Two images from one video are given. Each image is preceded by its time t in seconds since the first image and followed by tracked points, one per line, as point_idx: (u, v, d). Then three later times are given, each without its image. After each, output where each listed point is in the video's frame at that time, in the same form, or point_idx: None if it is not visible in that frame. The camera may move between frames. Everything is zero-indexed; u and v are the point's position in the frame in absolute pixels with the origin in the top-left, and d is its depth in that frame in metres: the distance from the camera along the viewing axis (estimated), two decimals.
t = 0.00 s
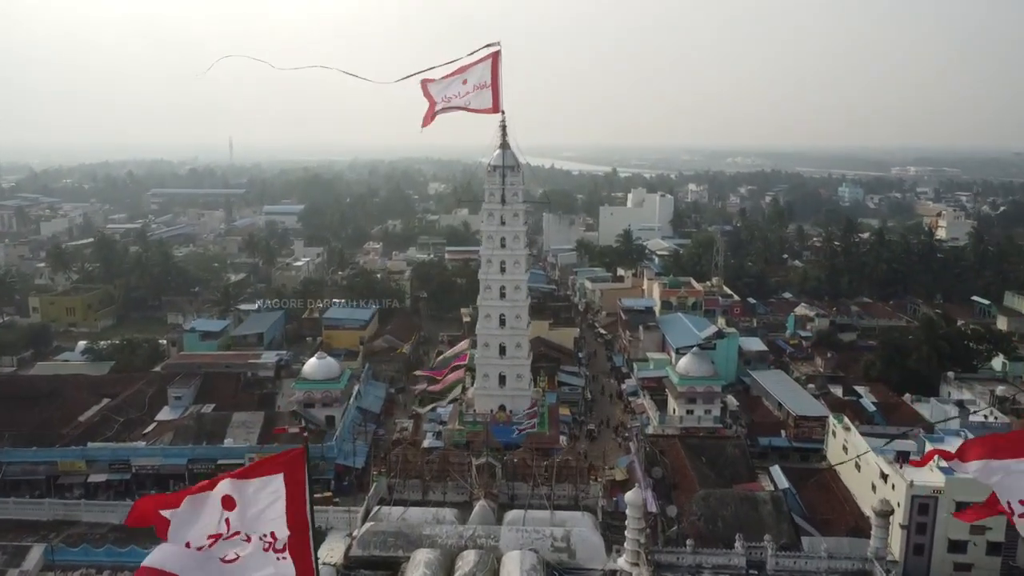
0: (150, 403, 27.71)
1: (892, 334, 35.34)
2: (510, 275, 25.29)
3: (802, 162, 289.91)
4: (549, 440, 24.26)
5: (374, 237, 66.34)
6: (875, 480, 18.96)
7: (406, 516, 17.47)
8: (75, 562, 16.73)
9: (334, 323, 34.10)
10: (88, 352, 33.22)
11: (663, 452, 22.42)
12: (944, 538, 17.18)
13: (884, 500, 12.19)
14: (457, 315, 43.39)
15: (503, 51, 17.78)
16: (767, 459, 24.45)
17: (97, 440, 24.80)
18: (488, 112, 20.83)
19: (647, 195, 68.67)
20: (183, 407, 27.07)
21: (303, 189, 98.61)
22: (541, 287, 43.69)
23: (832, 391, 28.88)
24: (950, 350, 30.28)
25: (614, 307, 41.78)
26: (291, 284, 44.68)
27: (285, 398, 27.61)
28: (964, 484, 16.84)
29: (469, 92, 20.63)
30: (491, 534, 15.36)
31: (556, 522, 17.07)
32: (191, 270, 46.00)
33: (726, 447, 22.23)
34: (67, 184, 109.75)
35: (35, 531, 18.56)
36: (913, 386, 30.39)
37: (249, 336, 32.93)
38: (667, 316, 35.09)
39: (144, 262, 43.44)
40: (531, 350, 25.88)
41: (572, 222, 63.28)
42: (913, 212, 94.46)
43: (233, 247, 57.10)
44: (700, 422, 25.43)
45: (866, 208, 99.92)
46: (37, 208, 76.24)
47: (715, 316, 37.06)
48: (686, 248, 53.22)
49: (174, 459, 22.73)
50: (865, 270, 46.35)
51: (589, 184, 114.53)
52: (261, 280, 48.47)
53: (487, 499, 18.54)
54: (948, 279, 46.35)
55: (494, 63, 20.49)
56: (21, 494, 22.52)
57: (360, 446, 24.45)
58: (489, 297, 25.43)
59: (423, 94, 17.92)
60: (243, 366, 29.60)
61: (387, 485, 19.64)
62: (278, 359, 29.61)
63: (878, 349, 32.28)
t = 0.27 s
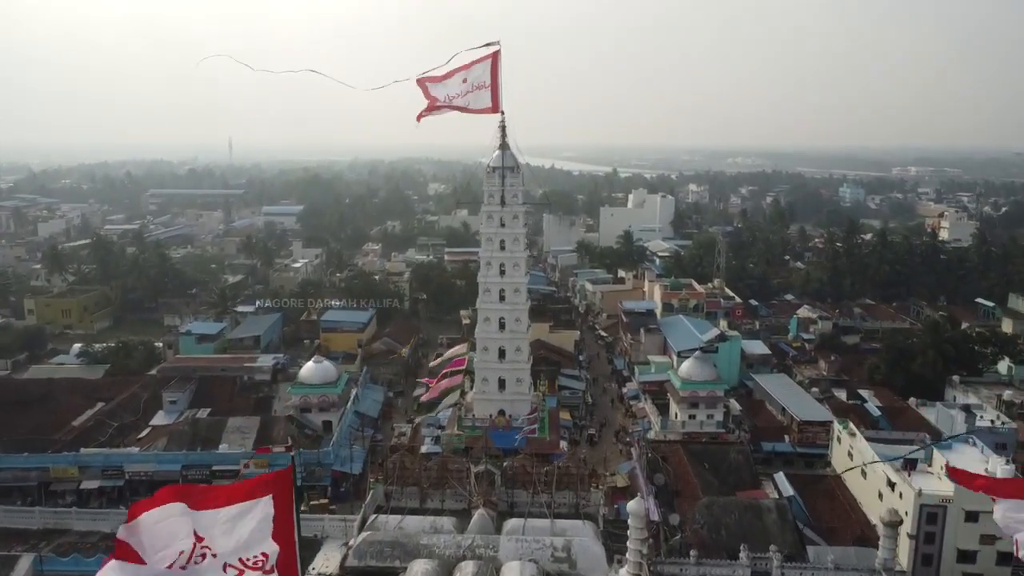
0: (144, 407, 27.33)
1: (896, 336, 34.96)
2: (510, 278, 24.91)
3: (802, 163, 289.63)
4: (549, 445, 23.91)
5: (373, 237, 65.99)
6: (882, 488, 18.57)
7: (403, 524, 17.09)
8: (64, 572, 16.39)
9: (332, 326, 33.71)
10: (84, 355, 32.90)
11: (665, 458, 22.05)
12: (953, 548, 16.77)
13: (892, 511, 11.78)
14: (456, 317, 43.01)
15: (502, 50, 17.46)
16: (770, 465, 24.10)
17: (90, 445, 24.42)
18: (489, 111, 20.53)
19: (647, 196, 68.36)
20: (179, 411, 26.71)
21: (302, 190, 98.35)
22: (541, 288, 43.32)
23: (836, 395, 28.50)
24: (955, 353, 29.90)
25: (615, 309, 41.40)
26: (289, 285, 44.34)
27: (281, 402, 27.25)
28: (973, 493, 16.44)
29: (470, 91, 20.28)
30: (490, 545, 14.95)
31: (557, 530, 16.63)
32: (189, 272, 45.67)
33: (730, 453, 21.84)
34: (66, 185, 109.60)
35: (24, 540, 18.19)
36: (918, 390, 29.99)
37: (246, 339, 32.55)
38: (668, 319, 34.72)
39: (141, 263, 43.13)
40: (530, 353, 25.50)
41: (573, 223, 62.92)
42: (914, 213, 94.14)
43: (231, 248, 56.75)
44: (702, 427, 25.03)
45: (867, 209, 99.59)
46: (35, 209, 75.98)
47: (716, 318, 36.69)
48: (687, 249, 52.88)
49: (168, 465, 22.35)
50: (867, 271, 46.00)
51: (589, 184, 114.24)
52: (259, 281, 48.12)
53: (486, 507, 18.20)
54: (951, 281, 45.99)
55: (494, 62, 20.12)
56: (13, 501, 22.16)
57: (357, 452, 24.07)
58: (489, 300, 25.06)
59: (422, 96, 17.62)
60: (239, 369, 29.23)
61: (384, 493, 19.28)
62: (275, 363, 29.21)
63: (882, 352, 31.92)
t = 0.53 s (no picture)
0: (139, 410, 26.96)
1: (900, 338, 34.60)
2: (510, 280, 24.54)
3: (803, 163, 289.25)
4: (549, 449, 23.58)
5: (372, 237, 65.58)
6: (890, 495, 18.22)
7: (400, 532, 16.69)
8: None
9: (330, 327, 33.36)
10: (79, 357, 32.54)
11: (667, 462, 21.70)
12: (962, 557, 16.44)
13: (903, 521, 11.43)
14: (456, 318, 42.63)
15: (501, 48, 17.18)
16: (774, 470, 23.75)
17: (83, 449, 24.05)
18: (488, 111, 20.18)
19: (648, 196, 67.97)
20: (174, 414, 26.37)
21: (302, 190, 97.94)
22: (541, 289, 42.96)
23: (839, 398, 28.14)
24: (960, 356, 29.53)
25: (615, 310, 41.02)
26: (286, 286, 43.96)
27: (278, 405, 26.89)
28: (983, 500, 16.14)
29: (470, 90, 19.94)
30: (489, 553, 14.59)
31: (557, 539, 16.20)
32: (186, 272, 45.29)
33: (733, 458, 21.48)
34: (65, 185, 109.15)
35: (14, 547, 17.85)
36: (922, 393, 29.64)
37: (242, 341, 32.17)
38: (669, 321, 34.36)
39: (137, 264, 42.76)
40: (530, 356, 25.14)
41: (573, 223, 62.55)
42: (916, 213, 93.73)
43: (229, 248, 56.36)
44: (705, 430, 24.64)
45: (868, 209, 99.19)
46: (33, 208, 75.56)
47: (718, 320, 36.30)
48: (688, 249, 52.47)
49: (162, 470, 22.02)
50: (870, 272, 45.63)
51: (590, 184, 113.81)
52: (257, 282, 47.73)
53: (485, 514, 17.96)
54: (954, 282, 45.63)
55: (494, 61, 19.76)
56: (4, 507, 21.78)
57: (353, 456, 23.69)
58: (488, 302, 24.69)
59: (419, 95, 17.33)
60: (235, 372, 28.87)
61: (381, 499, 18.94)
62: (272, 365, 28.87)
63: (886, 354, 31.54)
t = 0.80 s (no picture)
0: (133, 414, 26.56)
1: (903, 341, 34.24)
2: (509, 282, 24.16)
3: (803, 163, 288.93)
4: (549, 455, 23.17)
5: (371, 238, 65.20)
6: (897, 503, 17.87)
7: (396, 541, 16.29)
8: None
9: (327, 330, 32.99)
10: (73, 359, 32.17)
11: (669, 468, 21.30)
12: (972, 567, 16.13)
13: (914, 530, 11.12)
14: (455, 320, 42.24)
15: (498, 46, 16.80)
16: (778, 475, 23.37)
17: (76, 455, 23.66)
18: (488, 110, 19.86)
19: (649, 196, 67.56)
20: (168, 418, 26.00)
21: (301, 190, 97.54)
22: (541, 291, 42.57)
23: (843, 402, 27.77)
24: (966, 359, 29.16)
25: (616, 312, 40.64)
26: (284, 288, 43.56)
27: (274, 409, 26.51)
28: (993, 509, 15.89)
29: (468, 89, 19.65)
30: (488, 563, 14.32)
31: (557, 548, 15.79)
32: (183, 274, 44.92)
33: (736, 464, 21.09)
34: (63, 185, 108.72)
35: (2, 556, 17.46)
36: (927, 396, 29.26)
37: (238, 343, 31.78)
38: (670, 323, 33.98)
39: (134, 265, 42.36)
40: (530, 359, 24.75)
41: (573, 224, 62.15)
42: (918, 213, 93.33)
43: (226, 249, 55.97)
44: (708, 435, 24.24)
45: (870, 209, 98.85)
46: (30, 209, 75.15)
47: (720, 322, 35.90)
48: (689, 250, 52.08)
49: (155, 475, 21.63)
50: (873, 273, 45.26)
51: (590, 185, 113.41)
52: (254, 283, 47.34)
53: (484, 522, 17.47)
54: (957, 283, 45.28)
55: (494, 59, 19.44)
56: None
57: (350, 461, 23.31)
58: (487, 305, 24.31)
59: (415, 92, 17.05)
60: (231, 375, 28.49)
61: (378, 506, 18.56)
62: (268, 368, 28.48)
63: (890, 357, 31.16)
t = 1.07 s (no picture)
0: (129, 416, 26.28)
1: (906, 342, 33.98)
2: (509, 283, 23.90)
3: (804, 163, 288.77)
4: (549, 458, 22.91)
5: (371, 238, 64.91)
6: (902, 508, 17.63)
7: (394, 547, 16.04)
8: None
9: (325, 331, 32.73)
10: (69, 360, 31.91)
11: (670, 472, 21.01)
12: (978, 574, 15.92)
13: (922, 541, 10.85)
14: (454, 321, 41.96)
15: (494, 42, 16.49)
16: (780, 479, 23.11)
17: (70, 457, 23.38)
18: (486, 109, 19.56)
19: (649, 196, 67.29)
20: (164, 421, 25.75)
21: (300, 190, 97.23)
22: (541, 291, 42.29)
23: (846, 404, 27.52)
24: (970, 361, 28.91)
25: (616, 313, 40.37)
26: (283, 288, 43.29)
27: (271, 412, 26.25)
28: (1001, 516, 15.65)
29: (466, 88, 19.36)
30: (486, 570, 14.01)
31: (557, 554, 15.55)
32: (181, 274, 44.65)
33: (738, 468, 20.83)
34: (62, 185, 108.36)
35: None
36: (930, 398, 29.00)
37: (236, 344, 31.51)
38: (671, 324, 33.71)
39: (131, 265, 42.08)
40: (529, 361, 24.49)
41: (573, 223, 61.85)
42: (918, 213, 93.13)
43: (224, 249, 55.67)
44: (709, 438, 23.97)
45: (870, 209, 98.61)
46: (28, 209, 74.81)
47: (721, 323, 35.63)
48: (689, 250, 51.81)
49: (151, 479, 21.40)
50: (874, 274, 45.02)
51: (590, 184, 113.21)
52: (253, 284, 47.04)
53: (482, 528, 17.21)
54: (959, 284, 45.04)
55: (493, 58, 19.17)
56: None
57: (347, 465, 23.05)
58: (486, 307, 24.05)
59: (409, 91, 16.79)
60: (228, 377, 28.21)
61: (375, 511, 18.29)
62: (266, 370, 28.21)
63: (893, 359, 30.91)
